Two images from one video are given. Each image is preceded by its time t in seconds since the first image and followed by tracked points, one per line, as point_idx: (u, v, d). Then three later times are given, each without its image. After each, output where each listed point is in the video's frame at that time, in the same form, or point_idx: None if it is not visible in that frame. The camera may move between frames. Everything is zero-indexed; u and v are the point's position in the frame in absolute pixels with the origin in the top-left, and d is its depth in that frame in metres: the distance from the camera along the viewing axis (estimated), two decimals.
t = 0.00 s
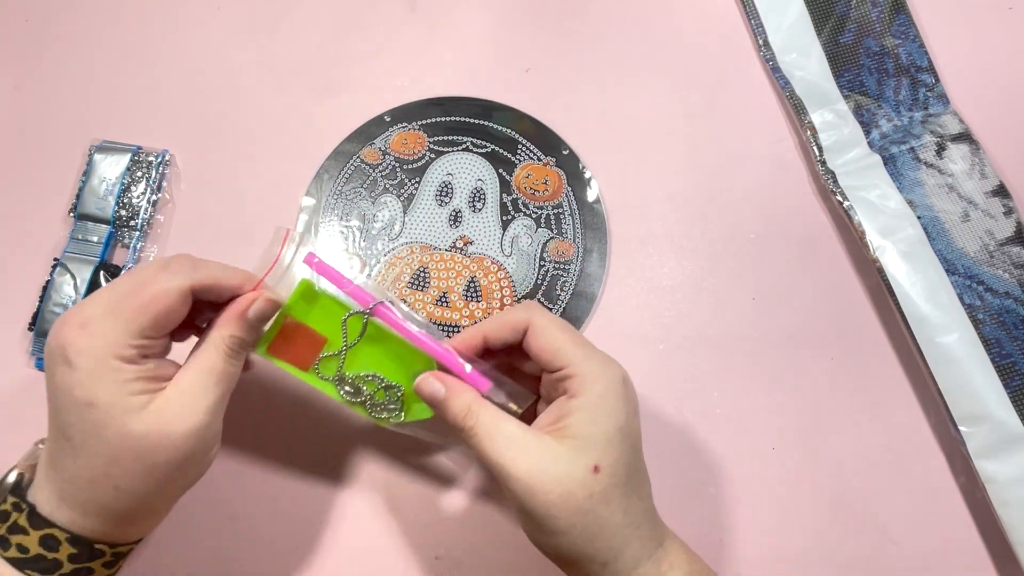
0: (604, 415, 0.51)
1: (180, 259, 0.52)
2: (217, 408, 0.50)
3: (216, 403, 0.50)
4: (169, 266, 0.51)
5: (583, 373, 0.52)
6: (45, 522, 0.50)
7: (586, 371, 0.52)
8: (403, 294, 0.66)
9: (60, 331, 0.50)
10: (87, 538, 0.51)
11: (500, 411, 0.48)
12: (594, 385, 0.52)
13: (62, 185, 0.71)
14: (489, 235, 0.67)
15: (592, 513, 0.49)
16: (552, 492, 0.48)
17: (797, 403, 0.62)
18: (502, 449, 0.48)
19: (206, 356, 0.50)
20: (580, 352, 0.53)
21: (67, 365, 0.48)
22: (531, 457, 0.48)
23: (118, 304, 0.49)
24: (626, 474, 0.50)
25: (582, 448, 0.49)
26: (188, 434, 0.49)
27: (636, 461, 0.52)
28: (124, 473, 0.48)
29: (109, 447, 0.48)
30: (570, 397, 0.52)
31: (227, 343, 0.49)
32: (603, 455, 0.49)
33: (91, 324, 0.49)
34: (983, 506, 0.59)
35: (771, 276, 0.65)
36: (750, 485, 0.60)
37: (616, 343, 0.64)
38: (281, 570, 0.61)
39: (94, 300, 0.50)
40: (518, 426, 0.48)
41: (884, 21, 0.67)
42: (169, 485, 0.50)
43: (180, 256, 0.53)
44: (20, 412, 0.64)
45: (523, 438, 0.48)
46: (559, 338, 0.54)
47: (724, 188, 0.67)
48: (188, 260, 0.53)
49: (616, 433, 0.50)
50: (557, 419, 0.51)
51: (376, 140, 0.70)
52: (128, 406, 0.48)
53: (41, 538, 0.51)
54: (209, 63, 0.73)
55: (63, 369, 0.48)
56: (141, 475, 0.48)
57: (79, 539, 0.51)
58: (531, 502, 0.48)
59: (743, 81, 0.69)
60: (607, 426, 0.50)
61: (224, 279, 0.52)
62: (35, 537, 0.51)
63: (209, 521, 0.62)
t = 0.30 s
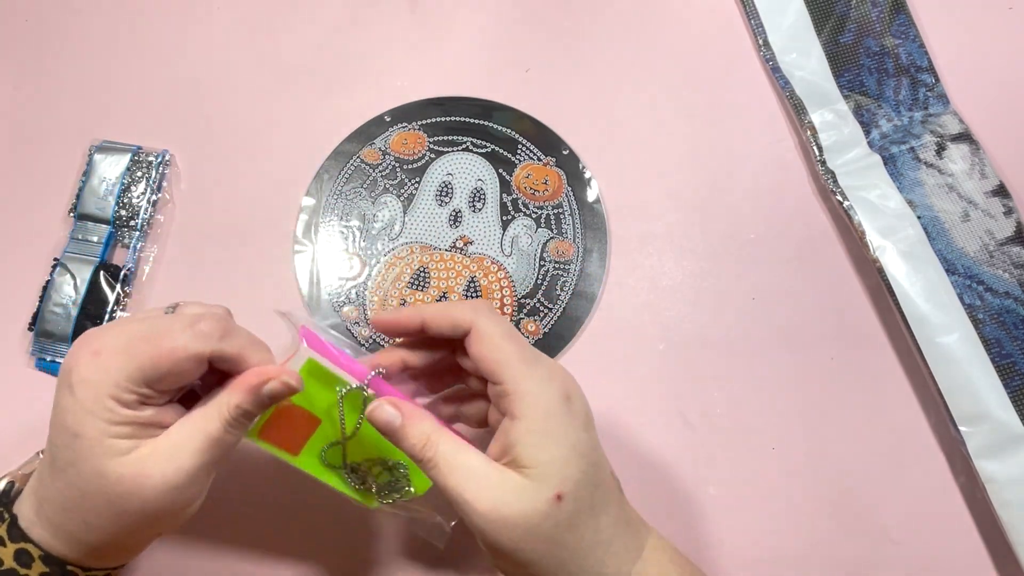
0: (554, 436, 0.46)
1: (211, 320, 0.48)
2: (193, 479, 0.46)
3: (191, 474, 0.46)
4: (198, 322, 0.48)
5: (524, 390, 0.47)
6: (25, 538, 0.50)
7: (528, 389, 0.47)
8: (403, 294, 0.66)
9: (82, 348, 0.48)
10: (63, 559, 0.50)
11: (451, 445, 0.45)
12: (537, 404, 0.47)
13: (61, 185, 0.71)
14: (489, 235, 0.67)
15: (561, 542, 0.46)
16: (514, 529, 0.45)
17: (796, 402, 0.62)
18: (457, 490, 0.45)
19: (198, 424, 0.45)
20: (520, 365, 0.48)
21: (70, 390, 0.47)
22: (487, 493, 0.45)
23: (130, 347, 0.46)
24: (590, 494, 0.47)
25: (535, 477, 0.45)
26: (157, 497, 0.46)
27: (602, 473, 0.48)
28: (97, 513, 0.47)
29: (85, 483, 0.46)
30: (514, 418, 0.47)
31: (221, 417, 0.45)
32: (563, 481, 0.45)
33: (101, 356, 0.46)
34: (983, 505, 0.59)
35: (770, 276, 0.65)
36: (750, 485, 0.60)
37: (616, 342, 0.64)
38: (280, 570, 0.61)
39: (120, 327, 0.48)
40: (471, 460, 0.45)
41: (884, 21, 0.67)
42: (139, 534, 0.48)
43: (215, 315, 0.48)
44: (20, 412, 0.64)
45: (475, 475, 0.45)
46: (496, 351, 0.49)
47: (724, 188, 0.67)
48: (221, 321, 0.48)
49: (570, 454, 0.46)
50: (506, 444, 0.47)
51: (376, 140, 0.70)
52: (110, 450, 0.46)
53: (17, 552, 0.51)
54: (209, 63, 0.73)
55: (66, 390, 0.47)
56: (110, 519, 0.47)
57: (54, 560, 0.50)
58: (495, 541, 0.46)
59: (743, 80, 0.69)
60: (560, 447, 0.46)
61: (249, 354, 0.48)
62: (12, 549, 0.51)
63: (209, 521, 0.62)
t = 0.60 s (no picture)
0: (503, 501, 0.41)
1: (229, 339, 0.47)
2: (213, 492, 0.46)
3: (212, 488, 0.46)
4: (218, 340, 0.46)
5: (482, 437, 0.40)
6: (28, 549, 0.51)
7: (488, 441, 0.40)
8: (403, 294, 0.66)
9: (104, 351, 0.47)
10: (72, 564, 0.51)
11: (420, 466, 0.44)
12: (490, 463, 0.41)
13: (61, 185, 0.71)
14: (489, 235, 0.67)
15: None
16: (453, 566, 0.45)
17: (796, 403, 0.62)
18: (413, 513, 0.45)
19: (223, 443, 0.45)
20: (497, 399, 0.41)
21: (90, 393, 0.46)
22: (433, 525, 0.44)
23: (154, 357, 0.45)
24: (536, 552, 0.44)
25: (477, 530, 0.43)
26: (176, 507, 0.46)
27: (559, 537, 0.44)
28: (112, 519, 0.47)
29: (101, 486, 0.46)
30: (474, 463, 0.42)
31: (251, 439, 0.44)
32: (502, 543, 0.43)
33: (126, 360, 0.46)
34: (983, 506, 0.59)
35: (770, 276, 0.65)
36: (750, 485, 0.60)
37: (617, 342, 0.64)
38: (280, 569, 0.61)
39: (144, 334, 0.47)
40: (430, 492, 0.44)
41: (884, 22, 0.67)
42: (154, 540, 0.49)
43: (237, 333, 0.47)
44: (20, 412, 0.64)
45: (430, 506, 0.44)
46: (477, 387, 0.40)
47: (724, 188, 0.67)
48: (249, 337, 0.48)
49: (515, 517, 0.42)
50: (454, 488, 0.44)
51: (376, 140, 0.70)
52: (129, 458, 0.45)
53: (20, 563, 0.51)
54: (209, 63, 0.73)
55: (84, 393, 0.46)
56: (125, 526, 0.47)
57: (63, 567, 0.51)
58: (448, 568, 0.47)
59: (743, 80, 0.69)
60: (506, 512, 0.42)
61: (269, 376, 0.47)
62: (15, 561, 0.51)
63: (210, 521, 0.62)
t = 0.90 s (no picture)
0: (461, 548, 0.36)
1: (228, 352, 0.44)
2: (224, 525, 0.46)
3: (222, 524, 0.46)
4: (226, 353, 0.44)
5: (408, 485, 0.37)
6: None
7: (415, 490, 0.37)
8: (403, 294, 0.66)
9: (109, 375, 0.43)
10: None
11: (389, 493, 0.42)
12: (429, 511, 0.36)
13: (60, 185, 0.71)
14: (490, 235, 0.67)
15: None
16: None
17: (796, 403, 0.62)
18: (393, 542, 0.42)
19: (237, 482, 0.44)
20: (422, 435, 0.37)
21: (93, 428, 0.43)
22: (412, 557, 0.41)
23: (164, 384, 0.42)
24: None
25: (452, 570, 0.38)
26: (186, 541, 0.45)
27: None
28: (120, 551, 0.46)
29: (104, 519, 0.45)
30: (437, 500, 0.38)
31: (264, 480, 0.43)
32: None
33: (132, 385, 0.42)
34: (983, 506, 0.59)
35: (770, 276, 0.65)
36: (750, 485, 0.60)
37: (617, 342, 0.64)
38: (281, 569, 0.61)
39: (158, 352, 0.44)
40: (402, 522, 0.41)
41: (884, 22, 0.67)
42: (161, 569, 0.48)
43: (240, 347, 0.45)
44: (20, 412, 0.64)
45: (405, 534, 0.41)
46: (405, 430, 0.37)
47: (724, 188, 0.67)
48: (250, 350, 0.46)
49: (493, 559, 0.36)
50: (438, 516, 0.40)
51: (376, 140, 0.70)
52: (137, 496, 0.44)
53: None
54: (209, 63, 0.73)
55: (87, 429, 0.43)
56: (133, 559, 0.46)
57: None
58: None
59: (743, 80, 0.69)
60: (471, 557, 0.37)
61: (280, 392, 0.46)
62: None
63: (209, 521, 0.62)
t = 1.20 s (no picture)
0: (649, 464, 0.46)
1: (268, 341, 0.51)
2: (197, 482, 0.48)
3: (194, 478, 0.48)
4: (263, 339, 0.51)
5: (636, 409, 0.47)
6: None
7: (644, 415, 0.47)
8: (403, 294, 0.66)
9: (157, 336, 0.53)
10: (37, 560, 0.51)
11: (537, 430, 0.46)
12: (662, 430, 0.46)
13: (60, 184, 0.71)
14: (489, 235, 0.67)
15: (627, 571, 0.46)
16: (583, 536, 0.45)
17: (795, 403, 0.62)
18: (541, 483, 0.45)
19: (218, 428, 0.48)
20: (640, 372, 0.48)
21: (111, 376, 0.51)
22: (561, 491, 0.45)
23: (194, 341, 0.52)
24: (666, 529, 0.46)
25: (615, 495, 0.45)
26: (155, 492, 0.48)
27: (683, 512, 0.47)
28: (93, 499, 0.49)
29: (89, 465, 0.48)
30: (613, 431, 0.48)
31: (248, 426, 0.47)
32: (643, 508, 0.45)
33: (164, 342, 0.52)
34: (983, 506, 0.59)
35: (770, 277, 0.65)
36: (750, 485, 0.60)
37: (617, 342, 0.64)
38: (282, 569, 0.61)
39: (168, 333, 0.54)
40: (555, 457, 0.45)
41: (884, 22, 0.67)
42: (128, 533, 0.50)
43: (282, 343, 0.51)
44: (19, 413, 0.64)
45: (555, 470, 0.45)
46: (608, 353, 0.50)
47: (724, 188, 0.67)
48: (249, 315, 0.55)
49: (667, 480, 0.46)
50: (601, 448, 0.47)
51: (376, 140, 0.70)
52: (128, 436, 0.48)
53: None
54: (208, 62, 0.73)
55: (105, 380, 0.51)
56: (102, 510, 0.48)
57: None
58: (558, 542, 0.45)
59: (742, 80, 0.69)
60: (645, 477, 0.45)
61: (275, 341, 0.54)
62: None
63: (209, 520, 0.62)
